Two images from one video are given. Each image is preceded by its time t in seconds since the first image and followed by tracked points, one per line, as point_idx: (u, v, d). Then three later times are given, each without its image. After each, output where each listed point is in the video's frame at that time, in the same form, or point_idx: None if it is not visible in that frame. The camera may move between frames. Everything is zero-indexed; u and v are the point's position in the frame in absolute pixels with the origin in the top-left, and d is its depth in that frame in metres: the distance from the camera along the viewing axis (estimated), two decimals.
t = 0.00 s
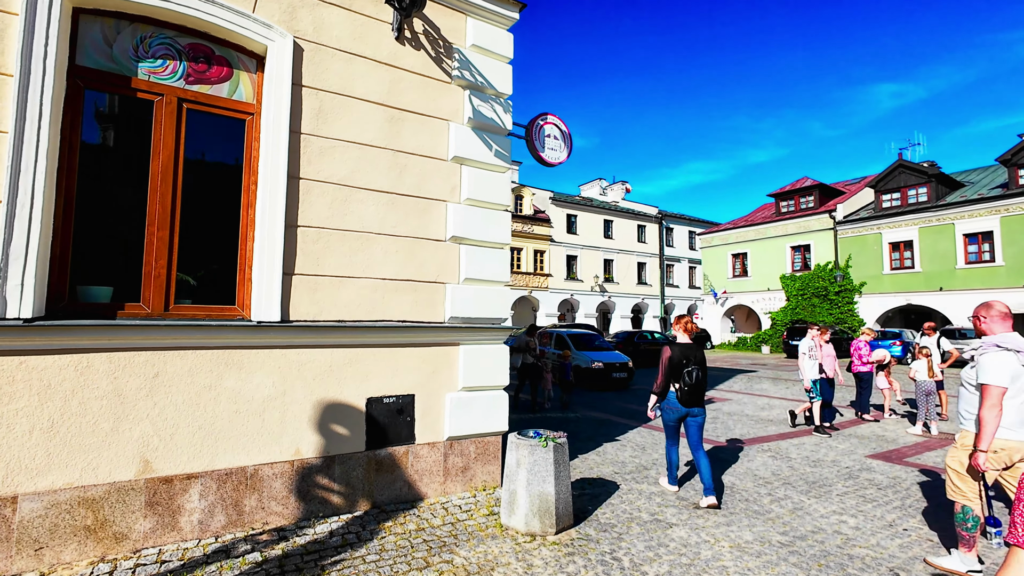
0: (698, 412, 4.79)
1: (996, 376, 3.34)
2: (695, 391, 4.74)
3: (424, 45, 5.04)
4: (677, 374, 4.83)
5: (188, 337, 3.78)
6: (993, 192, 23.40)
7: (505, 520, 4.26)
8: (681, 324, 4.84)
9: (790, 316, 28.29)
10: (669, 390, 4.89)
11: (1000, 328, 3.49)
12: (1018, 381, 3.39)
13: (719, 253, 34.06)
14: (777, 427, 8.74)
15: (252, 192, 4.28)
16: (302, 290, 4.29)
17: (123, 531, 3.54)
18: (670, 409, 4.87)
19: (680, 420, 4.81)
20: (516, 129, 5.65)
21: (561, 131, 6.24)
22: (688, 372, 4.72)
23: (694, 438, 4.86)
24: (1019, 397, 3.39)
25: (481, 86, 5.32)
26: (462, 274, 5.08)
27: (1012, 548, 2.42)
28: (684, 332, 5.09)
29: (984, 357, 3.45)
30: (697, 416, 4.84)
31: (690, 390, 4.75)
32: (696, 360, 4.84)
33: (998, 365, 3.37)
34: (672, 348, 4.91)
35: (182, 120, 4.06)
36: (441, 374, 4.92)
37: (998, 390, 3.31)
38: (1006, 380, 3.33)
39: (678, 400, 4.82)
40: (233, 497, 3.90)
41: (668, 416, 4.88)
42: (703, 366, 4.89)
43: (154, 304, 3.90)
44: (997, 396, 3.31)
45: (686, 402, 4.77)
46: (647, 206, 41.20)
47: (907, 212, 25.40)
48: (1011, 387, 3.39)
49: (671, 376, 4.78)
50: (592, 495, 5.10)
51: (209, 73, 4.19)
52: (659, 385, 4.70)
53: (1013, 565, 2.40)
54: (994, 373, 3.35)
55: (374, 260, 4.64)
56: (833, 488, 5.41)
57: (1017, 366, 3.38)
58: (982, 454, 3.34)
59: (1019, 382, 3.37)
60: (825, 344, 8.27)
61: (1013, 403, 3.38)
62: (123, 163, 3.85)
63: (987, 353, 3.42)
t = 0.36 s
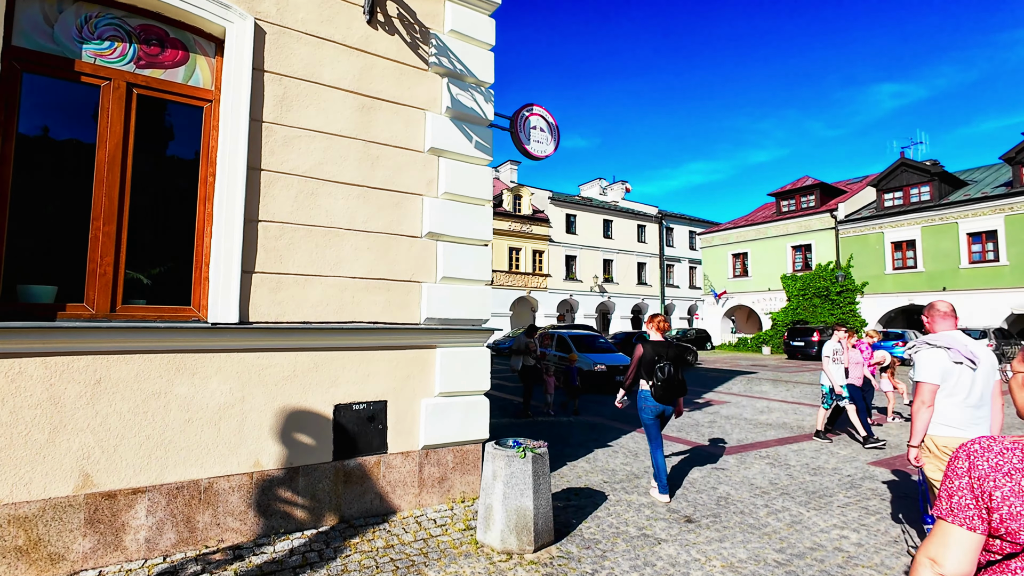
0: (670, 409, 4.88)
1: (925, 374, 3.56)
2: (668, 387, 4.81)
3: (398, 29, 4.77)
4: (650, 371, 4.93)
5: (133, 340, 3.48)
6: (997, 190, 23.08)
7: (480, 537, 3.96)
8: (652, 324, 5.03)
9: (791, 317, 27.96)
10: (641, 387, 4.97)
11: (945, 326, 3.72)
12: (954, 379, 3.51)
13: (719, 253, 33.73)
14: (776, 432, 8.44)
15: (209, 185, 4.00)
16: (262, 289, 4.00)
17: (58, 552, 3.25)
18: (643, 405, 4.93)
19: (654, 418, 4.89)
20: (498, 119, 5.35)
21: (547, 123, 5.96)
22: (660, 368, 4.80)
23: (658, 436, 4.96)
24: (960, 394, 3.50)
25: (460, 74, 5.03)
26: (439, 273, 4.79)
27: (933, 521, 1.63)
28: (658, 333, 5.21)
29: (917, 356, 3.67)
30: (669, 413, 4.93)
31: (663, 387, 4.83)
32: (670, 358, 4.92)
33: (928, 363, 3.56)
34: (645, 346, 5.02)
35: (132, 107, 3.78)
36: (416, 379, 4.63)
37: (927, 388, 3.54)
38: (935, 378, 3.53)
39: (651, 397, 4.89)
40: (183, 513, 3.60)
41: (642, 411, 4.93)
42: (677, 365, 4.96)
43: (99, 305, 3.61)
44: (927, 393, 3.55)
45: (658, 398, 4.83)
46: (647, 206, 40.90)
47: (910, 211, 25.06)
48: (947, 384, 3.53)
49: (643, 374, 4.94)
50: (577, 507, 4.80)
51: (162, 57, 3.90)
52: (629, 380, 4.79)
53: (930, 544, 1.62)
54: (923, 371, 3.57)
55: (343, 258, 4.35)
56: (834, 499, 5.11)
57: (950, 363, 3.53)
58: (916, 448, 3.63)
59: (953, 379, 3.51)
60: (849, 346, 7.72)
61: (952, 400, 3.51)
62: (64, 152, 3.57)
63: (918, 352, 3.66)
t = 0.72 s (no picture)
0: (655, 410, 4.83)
1: (902, 372, 3.32)
2: (653, 388, 4.76)
3: (381, 10, 4.47)
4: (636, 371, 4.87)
5: (85, 341, 3.19)
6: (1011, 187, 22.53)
7: (465, 555, 3.66)
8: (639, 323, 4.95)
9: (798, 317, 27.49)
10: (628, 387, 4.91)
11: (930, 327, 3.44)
12: (928, 379, 3.31)
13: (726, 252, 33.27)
14: (785, 436, 8.09)
15: (175, 174, 3.72)
16: (231, 287, 3.72)
17: None
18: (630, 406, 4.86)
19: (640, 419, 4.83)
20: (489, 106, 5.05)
21: (543, 112, 5.65)
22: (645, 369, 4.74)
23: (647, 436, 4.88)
24: (934, 396, 3.30)
25: (448, 58, 4.73)
26: (426, 270, 4.49)
27: (953, 528, 1.56)
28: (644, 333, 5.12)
29: (894, 353, 3.42)
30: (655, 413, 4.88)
31: (648, 388, 4.78)
32: (655, 359, 4.85)
33: (906, 361, 3.33)
34: (633, 346, 4.94)
35: (89, 90, 3.50)
36: (400, 383, 4.34)
37: (903, 387, 3.29)
38: (911, 377, 3.29)
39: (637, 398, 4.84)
40: (141, 530, 3.32)
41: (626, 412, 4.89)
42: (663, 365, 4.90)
43: (51, 303, 3.33)
44: (904, 393, 3.29)
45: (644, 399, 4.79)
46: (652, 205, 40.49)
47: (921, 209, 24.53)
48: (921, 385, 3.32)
49: (628, 375, 4.87)
50: (573, 520, 4.49)
51: (123, 36, 3.63)
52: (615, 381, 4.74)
53: (953, 553, 1.55)
54: (899, 369, 3.34)
55: (320, 253, 4.06)
56: (850, 512, 4.75)
57: (926, 363, 3.31)
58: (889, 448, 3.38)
59: (927, 379, 3.30)
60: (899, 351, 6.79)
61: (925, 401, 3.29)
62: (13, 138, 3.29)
63: (895, 350, 3.43)
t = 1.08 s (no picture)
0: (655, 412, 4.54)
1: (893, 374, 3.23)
2: (652, 390, 4.48)
3: None
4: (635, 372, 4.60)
5: (30, 347, 2.88)
6: None
7: None
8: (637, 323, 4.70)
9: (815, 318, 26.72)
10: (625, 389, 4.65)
11: (938, 328, 3.30)
12: (924, 382, 3.18)
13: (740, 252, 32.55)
14: (806, 445, 7.61)
15: (139, 164, 3.41)
16: (199, 287, 3.40)
17: None
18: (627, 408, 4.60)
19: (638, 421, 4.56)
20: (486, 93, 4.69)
21: (544, 99, 5.28)
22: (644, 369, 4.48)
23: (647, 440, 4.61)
24: (929, 400, 3.15)
25: (441, 39, 4.38)
26: (415, 269, 4.15)
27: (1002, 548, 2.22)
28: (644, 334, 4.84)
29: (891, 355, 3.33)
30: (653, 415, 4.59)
31: (648, 389, 4.48)
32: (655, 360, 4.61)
33: (899, 363, 3.23)
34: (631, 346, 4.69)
35: (44, 71, 3.21)
36: (387, 391, 4.00)
37: (893, 390, 3.20)
38: (903, 380, 3.20)
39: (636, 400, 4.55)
40: (94, 555, 3.00)
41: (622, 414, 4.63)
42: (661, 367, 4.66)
43: None
44: (894, 396, 3.19)
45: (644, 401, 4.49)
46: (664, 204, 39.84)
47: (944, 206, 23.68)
48: (916, 388, 3.20)
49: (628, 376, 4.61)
50: (577, 541, 4.11)
51: (83, 14, 3.34)
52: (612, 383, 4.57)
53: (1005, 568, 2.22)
54: (891, 372, 3.26)
55: (299, 250, 3.73)
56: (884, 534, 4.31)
57: (920, 366, 3.19)
58: (875, 447, 3.31)
59: (920, 382, 3.17)
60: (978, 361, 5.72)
61: (920, 405, 3.17)
62: None
63: (891, 352, 3.34)
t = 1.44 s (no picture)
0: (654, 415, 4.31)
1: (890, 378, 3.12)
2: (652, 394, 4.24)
3: None
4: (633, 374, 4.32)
5: None
6: None
7: None
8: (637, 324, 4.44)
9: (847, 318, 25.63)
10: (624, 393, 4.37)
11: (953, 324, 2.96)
12: (918, 384, 2.99)
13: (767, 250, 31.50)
14: (841, 454, 7.06)
15: (114, 150, 3.20)
16: (176, 281, 3.18)
17: None
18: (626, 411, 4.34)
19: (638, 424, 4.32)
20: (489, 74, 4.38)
21: (553, 83, 4.94)
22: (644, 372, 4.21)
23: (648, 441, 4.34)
24: (925, 402, 2.96)
25: (439, 18, 4.09)
26: (411, 263, 3.86)
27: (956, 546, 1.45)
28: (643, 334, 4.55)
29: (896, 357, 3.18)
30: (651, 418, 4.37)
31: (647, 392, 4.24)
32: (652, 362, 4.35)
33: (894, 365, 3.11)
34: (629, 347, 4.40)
35: (13, 52, 3.02)
36: (381, 393, 3.72)
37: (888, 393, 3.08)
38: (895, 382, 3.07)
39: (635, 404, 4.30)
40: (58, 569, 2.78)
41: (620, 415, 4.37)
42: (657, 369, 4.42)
43: None
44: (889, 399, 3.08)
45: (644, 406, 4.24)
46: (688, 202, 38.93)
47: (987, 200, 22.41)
48: (913, 390, 3.01)
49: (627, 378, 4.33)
50: (587, 559, 3.75)
51: None
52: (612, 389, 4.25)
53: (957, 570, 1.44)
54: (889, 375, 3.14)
55: (285, 242, 3.48)
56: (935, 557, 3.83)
57: (909, 367, 3.02)
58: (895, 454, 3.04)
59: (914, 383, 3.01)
60: None
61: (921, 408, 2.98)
62: None
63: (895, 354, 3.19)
